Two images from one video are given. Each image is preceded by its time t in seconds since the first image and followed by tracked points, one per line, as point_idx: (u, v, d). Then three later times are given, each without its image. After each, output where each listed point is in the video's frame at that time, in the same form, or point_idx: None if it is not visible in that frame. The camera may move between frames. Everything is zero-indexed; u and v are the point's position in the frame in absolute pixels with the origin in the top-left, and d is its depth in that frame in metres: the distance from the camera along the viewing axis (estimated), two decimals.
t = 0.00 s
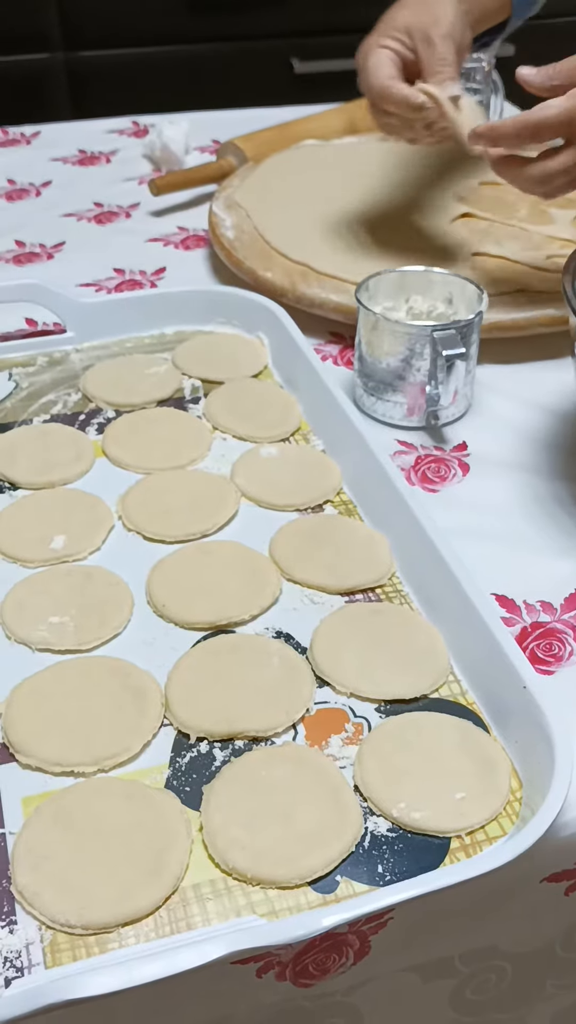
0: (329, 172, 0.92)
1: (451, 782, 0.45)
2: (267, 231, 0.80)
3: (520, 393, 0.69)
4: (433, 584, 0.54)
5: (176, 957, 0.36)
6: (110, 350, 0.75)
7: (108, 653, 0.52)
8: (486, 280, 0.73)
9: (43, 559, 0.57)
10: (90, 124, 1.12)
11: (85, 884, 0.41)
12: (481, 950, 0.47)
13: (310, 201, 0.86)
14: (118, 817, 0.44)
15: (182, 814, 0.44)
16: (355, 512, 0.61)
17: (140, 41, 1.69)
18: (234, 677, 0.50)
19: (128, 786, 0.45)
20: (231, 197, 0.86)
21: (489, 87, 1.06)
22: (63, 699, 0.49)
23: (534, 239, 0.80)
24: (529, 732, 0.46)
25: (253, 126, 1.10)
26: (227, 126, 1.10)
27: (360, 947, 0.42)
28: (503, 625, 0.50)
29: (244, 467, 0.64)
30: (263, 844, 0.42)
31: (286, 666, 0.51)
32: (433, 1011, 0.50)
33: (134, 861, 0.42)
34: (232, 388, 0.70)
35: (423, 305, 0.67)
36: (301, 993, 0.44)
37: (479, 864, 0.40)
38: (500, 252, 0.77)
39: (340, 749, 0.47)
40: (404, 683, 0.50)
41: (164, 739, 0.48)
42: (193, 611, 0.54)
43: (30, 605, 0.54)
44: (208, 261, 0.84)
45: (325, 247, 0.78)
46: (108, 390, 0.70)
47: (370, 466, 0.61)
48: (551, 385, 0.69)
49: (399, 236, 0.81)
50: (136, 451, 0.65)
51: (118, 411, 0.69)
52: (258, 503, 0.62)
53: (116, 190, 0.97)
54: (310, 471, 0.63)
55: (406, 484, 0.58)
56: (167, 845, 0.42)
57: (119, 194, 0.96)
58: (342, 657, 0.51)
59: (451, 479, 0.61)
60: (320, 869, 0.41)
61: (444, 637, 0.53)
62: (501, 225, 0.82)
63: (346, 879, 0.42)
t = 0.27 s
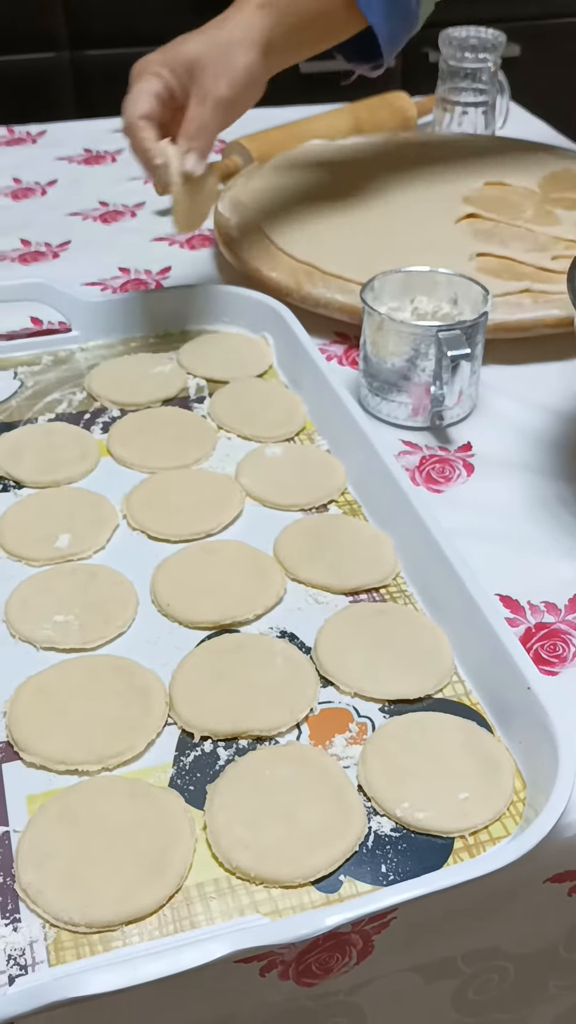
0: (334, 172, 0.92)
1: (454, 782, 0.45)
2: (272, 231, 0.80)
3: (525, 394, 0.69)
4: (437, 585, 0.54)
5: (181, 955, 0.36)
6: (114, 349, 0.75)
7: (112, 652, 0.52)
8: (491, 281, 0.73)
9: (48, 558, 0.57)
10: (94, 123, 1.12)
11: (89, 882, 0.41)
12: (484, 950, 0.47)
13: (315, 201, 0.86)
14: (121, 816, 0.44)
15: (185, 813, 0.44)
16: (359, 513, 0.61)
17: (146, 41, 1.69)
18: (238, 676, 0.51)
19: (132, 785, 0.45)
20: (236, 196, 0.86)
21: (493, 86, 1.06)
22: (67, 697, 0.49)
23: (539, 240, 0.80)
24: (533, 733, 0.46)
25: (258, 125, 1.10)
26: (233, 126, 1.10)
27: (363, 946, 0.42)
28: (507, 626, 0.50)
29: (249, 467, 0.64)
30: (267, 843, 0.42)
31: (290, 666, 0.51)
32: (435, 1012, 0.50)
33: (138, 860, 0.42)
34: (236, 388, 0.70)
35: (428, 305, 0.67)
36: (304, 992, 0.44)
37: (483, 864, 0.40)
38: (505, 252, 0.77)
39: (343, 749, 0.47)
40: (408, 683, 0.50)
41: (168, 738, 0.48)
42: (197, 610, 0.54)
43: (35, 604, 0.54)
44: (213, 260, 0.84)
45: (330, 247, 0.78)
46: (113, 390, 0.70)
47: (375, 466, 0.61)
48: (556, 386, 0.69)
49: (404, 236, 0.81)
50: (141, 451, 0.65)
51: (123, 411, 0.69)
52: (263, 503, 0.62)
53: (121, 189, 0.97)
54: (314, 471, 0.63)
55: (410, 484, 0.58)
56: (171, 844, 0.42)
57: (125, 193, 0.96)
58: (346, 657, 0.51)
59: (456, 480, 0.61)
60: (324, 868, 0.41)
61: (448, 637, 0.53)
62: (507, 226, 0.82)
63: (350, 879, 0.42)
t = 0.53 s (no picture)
0: (340, 172, 0.92)
1: (460, 782, 0.45)
2: (278, 231, 0.80)
3: (531, 394, 0.69)
4: (443, 585, 0.54)
5: (185, 955, 0.36)
6: (120, 348, 0.75)
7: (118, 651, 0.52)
8: (497, 281, 0.73)
9: (54, 557, 0.57)
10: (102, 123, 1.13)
11: (93, 882, 0.41)
12: (490, 951, 0.47)
13: (321, 201, 0.86)
14: (127, 815, 0.44)
15: (191, 812, 0.44)
16: (365, 513, 0.61)
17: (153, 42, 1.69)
18: (243, 676, 0.51)
19: (138, 785, 0.45)
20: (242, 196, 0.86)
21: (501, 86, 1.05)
22: (73, 697, 0.49)
23: (546, 240, 0.80)
24: (539, 733, 0.45)
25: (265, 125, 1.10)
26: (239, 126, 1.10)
27: (368, 946, 0.42)
28: (513, 626, 0.50)
29: (255, 467, 0.64)
30: (272, 843, 0.42)
31: (296, 666, 0.51)
32: (440, 1012, 0.50)
33: (143, 860, 0.42)
34: (242, 389, 0.70)
35: (435, 305, 0.67)
36: (310, 992, 0.44)
37: (488, 864, 0.40)
38: (511, 252, 0.77)
39: (349, 749, 0.47)
40: (414, 683, 0.50)
41: (173, 738, 0.48)
42: (203, 610, 0.54)
43: (41, 603, 0.54)
44: (219, 261, 0.84)
45: (336, 247, 0.78)
46: (119, 390, 0.70)
47: (381, 465, 0.61)
48: (562, 386, 0.69)
49: (410, 236, 0.81)
50: (147, 451, 0.65)
51: (129, 411, 0.69)
52: (268, 503, 0.62)
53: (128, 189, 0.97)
54: (320, 470, 0.63)
55: (417, 484, 0.58)
56: (176, 844, 0.42)
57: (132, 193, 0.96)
58: (351, 657, 0.51)
59: (462, 480, 0.61)
60: (329, 869, 0.41)
61: (454, 637, 0.53)
62: (513, 226, 0.82)
63: (355, 879, 0.42)
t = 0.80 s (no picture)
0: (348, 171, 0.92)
1: (468, 782, 0.45)
2: (286, 230, 0.80)
3: (539, 394, 0.68)
4: (451, 584, 0.54)
5: (192, 954, 0.36)
6: (127, 348, 0.75)
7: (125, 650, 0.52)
8: (505, 280, 0.73)
9: (61, 556, 0.57)
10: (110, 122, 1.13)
11: (100, 881, 0.41)
12: (498, 951, 0.47)
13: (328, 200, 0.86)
14: (133, 815, 0.44)
15: (198, 811, 0.44)
16: (373, 512, 0.61)
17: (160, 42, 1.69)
18: (250, 675, 0.50)
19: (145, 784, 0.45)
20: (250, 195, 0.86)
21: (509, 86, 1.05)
22: (80, 696, 0.49)
23: (554, 239, 0.80)
24: (547, 734, 0.45)
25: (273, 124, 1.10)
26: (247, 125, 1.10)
27: (376, 947, 0.42)
28: (522, 626, 0.49)
29: (262, 467, 0.64)
30: (279, 842, 0.42)
31: (303, 665, 0.51)
32: (448, 1012, 0.50)
33: (150, 859, 0.42)
34: (249, 388, 0.70)
35: (443, 305, 0.67)
36: (317, 992, 0.44)
37: (497, 865, 0.40)
38: (520, 251, 0.77)
39: (357, 748, 0.47)
40: (422, 683, 0.50)
41: (181, 737, 0.48)
42: (210, 610, 0.54)
43: (48, 602, 0.54)
44: (227, 260, 0.84)
45: (343, 247, 0.78)
46: (127, 389, 0.70)
47: (388, 465, 0.61)
48: (570, 385, 0.69)
49: (418, 235, 0.81)
50: (155, 451, 0.65)
51: (137, 410, 0.69)
52: (276, 502, 0.62)
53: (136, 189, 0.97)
54: (327, 469, 0.63)
55: (425, 484, 0.58)
56: (183, 844, 0.42)
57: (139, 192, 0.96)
58: (359, 656, 0.51)
59: (470, 479, 0.61)
60: (336, 869, 0.41)
61: (462, 637, 0.52)
62: (521, 225, 0.82)
63: (363, 879, 0.42)
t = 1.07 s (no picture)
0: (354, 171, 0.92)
1: (475, 782, 0.45)
2: (292, 230, 0.80)
3: (546, 394, 0.68)
4: (458, 585, 0.54)
5: (198, 954, 0.36)
6: (134, 348, 0.75)
7: (132, 649, 0.52)
8: (512, 280, 0.73)
9: (68, 556, 0.57)
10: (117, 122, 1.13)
11: (106, 879, 0.41)
12: (504, 951, 0.47)
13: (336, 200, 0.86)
14: (140, 814, 0.44)
15: (204, 811, 0.44)
16: (379, 512, 0.61)
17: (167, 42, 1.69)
18: (256, 674, 0.50)
19: (151, 783, 0.45)
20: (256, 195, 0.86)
21: (516, 86, 1.05)
22: (86, 695, 0.49)
23: (561, 238, 0.79)
24: (553, 735, 0.45)
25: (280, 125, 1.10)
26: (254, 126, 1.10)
27: (382, 947, 0.42)
28: (529, 626, 0.49)
29: (269, 466, 0.64)
30: (286, 842, 0.42)
31: (309, 665, 0.51)
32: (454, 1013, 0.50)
33: (156, 858, 0.42)
34: (256, 388, 0.70)
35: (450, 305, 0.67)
36: (323, 991, 0.44)
37: (503, 865, 0.40)
38: (527, 251, 0.77)
39: (363, 748, 0.47)
40: (428, 683, 0.50)
41: (187, 736, 0.48)
42: (216, 610, 0.54)
43: (55, 601, 0.54)
44: (234, 260, 0.84)
45: (350, 246, 0.78)
46: (133, 389, 0.70)
47: (395, 464, 0.61)
48: None
49: (425, 235, 0.80)
50: (161, 450, 0.65)
51: (143, 410, 0.70)
52: (282, 502, 0.62)
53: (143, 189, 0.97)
54: (334, 469, 0.63)
55: (431, 484, 0.58)
56: (190, 843, 0.42)
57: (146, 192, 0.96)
58: (365, 656, 0.51)
59: (477, 479, 0.61)
60: (343, 869, 0.41)
61: (469, 637, 0.52)
62: (529, 224, 0.82)
63: (369, 879, 0.42)
